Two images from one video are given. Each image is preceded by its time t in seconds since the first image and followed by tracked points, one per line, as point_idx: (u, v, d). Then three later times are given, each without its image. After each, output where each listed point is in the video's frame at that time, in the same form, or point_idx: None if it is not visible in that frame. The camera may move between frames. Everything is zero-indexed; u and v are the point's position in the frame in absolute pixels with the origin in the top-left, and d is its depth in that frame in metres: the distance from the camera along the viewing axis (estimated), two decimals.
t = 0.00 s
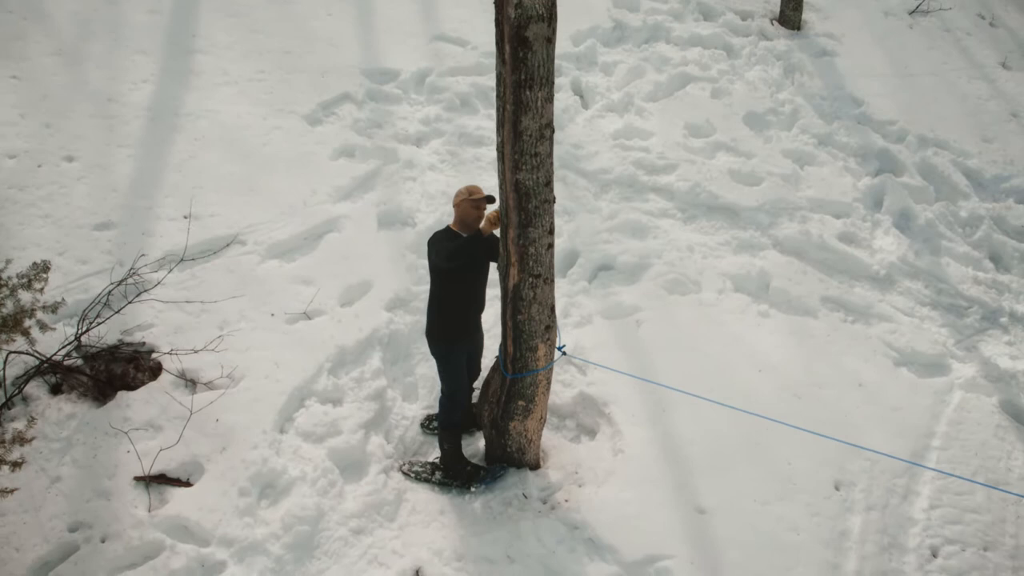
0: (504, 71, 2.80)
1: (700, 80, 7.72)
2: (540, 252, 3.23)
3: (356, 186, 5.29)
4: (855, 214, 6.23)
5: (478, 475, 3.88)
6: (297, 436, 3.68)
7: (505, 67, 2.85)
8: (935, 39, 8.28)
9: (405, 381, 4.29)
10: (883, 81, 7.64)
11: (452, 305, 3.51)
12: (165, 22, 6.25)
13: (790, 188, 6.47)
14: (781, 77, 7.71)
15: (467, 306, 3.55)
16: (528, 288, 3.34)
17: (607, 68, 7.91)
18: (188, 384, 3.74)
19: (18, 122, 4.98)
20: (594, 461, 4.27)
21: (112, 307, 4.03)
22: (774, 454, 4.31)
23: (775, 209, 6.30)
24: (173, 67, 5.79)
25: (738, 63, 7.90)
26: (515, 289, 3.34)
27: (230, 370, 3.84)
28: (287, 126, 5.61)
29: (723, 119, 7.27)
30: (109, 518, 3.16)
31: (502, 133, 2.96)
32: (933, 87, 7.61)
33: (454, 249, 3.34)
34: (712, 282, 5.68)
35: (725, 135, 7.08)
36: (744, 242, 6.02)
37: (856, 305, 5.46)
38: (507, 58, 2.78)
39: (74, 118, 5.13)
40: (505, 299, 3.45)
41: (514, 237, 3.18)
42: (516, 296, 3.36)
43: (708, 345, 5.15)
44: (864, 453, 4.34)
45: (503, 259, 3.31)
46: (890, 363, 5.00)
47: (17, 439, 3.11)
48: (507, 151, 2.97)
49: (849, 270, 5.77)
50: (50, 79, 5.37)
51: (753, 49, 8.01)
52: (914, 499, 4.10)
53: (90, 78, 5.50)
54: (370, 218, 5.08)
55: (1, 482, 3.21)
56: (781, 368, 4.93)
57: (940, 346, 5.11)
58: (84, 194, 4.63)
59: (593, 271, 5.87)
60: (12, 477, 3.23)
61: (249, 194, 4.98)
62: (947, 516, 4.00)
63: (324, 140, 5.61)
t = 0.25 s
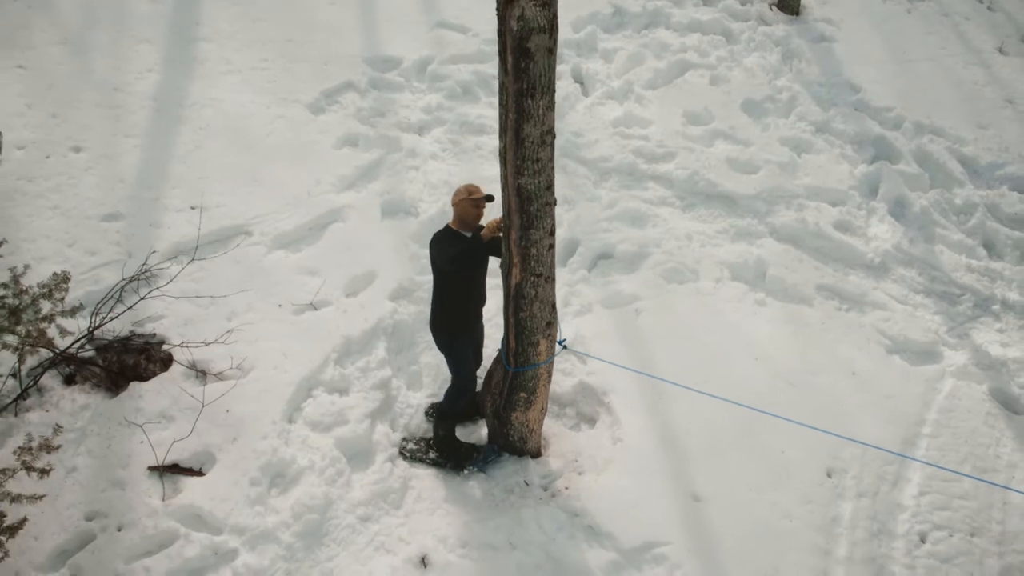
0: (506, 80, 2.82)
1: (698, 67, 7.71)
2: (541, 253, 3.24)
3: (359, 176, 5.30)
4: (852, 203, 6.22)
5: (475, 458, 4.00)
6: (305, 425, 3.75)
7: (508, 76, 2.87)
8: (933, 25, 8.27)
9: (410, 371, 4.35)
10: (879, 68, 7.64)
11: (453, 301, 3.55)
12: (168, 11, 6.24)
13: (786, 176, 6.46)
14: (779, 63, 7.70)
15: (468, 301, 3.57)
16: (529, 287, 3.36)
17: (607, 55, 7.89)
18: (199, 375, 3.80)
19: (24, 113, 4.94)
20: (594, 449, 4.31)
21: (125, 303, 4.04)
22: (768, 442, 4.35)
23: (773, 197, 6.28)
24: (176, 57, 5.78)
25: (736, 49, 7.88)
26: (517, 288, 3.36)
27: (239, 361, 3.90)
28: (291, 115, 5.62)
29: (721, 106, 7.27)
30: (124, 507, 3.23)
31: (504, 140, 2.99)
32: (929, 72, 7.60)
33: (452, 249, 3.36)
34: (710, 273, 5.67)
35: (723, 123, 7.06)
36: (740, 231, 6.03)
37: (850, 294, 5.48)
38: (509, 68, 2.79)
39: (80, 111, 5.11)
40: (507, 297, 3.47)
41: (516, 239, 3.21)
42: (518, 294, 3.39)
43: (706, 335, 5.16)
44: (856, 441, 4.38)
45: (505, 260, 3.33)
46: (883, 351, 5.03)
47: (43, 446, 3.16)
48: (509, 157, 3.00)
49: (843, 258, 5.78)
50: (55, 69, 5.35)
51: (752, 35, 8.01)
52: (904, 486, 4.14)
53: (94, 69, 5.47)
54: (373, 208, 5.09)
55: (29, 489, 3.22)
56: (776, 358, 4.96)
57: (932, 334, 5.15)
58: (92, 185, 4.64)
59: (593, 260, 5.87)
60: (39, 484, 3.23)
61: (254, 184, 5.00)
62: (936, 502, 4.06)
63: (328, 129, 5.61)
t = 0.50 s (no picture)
0: (508, 88, 2.81)
1: (698, 54, 7.72)
2: (543, 253, 3.25)
3: (363, 165, 5.32)
4: (846, 190, 6.23)
5: (476, 444, 4.07)
6: (313, 413, 3.83)
7: (511, 83, 2.86)
8: (933, 9, 8.22)
9: (414, 359, 4.39)
10: (877, 54, 7.63)
11: (453, 303, 3.53)
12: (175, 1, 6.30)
13: (782, 164, 6.50)
14: (777, 50, 7.72)
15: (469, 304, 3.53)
16: (532, 286, 3.36)
17: (607, 41, 7.88)
18: (209, 364, 3.88)
19: (33, 103, 5.10)
20: (593, 436, 4.34)
21: (138, 296, 4.09)
22: (762, 430, 4.37)
23: (768, 185, 6.31)
24: (183, 45, 5.86)
25: (734, 35, 7.90)
26: (519, 286, 3.36)
27: (248, 351, 3.97)
28: (296, 104, 5.65)
29: (719, 93, 7.29)
30: (141, 495, 3.32)
31: (507, 144, 2.98)
32: (927, 58, 7.57)
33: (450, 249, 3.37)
34: (707, 261, 5.67)
35: (721, 111, 7.09)
36: (737, 218, 6.03)
37: (844, 281, 5.46)
38: (512, 76, 2.79)
39: (88, 99, 5.25)
40: (508, 294, 3.47)
41: (518, 239, 3.21)
42: (520, 292, 3.39)
43: (703, 324, 5.17)
44: (848, 427, 4.39)
45: (507, 258, 3.33)
46: (875, 338, 5.01)
47: (70, 450, 3.00)
48: (512, 159, 2.99)
49: (835, 244, 5.79)
50: (64, 57, 5.50)
51: (751, 21, 8.03)
52: (894, 472, 4.14)
53: (102, 58, 5.59)
54: (378, 197, 5.11)
55: (58, 491, 3.31)
56: (771, 346, 4.96)
57: (924, 321, 5.13)
58: (101, 174, 4.76)
59: (593, 248, 5.87)
60: (68, 485, 3.33)
61: (260, 174, 5.04)
62: (925, 487, 4.05)
63: (332, 117, 5.64)
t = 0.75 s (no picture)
0: (511, 96, 2.83)
1: (697, 42, 7.71)
2: (544, 251, 3.30)
3: (366, 155, 5.33)
4: (842, 179, 6.21)
5: (480, 433, 4.14)
6: (321, 403, 3.91)
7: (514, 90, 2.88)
8: None
9: (419, 349, 4.44)
10: (875, 42, 7.62)
11: (449, 306, 3.55)
12: None
13: (779, 153, 6.47)
14: (776, 37, 7.69)
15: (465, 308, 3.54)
16: (534, 283, 3.42)
17: (607, 30, 7.86)
18: (219, 355, 3.95)
19: (41, 95, 5.12)
20: (593, 425, 4.41)
21: (151, 291, 4.15)
22: (757, 417, 4.41)
23: (766, 173, 6.28)
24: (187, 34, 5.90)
25: (733, 23, 7.88)
26: (521, 283, 3.42)
27: (257, 342, 4.06)
28: (301, 95, 5.69)
29: (718, 82, 7.28)
30: (155, 484, 3.44)
31: (510, 148, 3.01)
32: (923, 45, 7.57)
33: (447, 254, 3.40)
34: (704, 250, 5.67)
35: (720, 99, 7.07)
36: (735, 207, 6.02)
37: (838, 271, 5.46)
38: (515, 85, 2.80)
39: (96, 90, 5.28)
40: (511, 293, 3.54)
41: (521, 238, 3.26)
42: (522, 289, 3.45)
43: (700, 312, 5.19)
44: (840, 415, 4.41)
45: (509, 256, 3.39)
46: (868, 326, 5.03)
47: (94, 451, 3.38)
48: (514, 162, 3.02)
49: (828, 232, 5.79)
50: (69, 48, 5.51)
51: (751, 7, 8.00)
52: (885, 459, 4.16)
53: (106, 48, 5.61)
54: (382, 187, 5.14)
55: (84, 491, 3.37)
56: (766, 334, 4.98)
57: (917, 310, 5.12)
58: (111, 165, 4.80)
59: (592, 238, 5.86)
60: (94, 485, 3.40)
61: (266, 165, 5.09)
62: (915, 474, 4.08)
63: (336, 107, 5.66)
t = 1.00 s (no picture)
0: (513, 102, 2.88)
1: (696, 30, 7.71)
2: (545, 248, 3.34)
3: (369, 145, 5.39)
4: (836, 166, 6.27)
5: (481, 423, 4.22)
6: (329, 391, 4.03)
7: (516, 96, 2.93)
8: None
9: (425, 336, 4.50)
10: (873, 29, 7.63)
11: (448, 310, 3.63)
12: None
13: (775, 141, 6.52)
14: (774, 23, 7.69)
15: (463, 312, 3.61)
16: (535, 278, 3.47)
17: (607, 17, 7.85)
18: (229, 344, 4.10)
19: (51, 85, 5.36)
20: (593, 411, 4.48)
21: (164, 284, 4.29)
22: (751, 404, 4.51)
23: (763, 161, 6.33)
24: (193, 26, 6.10)
25: (732, 10, 7.89)
26: (523, 278, 3.48)
27: (266, 332, 4.20)
28: (306, 85, 5.79)
29: (716, 69, 7.30)
30: (170, 470, 3.57)
31: (512, 150, 3.06)
32: (920, 33, 7.60)
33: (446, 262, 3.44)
34: (702, 238, 5.73)
35: (718, 87, 7.10)
36: (731, 195, 6.07)
37: (832, 258, 5.54)
38: (517, 92, 2.85)
39: (106, 81, 5.49)
40: (513, 285, 3.60)
41: (523, 235, 3.31)
42: (524, 284, 3.51)
43: (697, 301, 5.26)
44: (831, 401, 4.51)
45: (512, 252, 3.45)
46: (861, 314, 5.12)
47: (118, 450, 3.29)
48: (517, 164, 3.07)
49: (820, 219, 5.86)
50: (81, 40, 5.78)
51: None
52: (874, 444, 4.27)
53: (116, 39, 5.85)
54: (386, 177, 5.19)
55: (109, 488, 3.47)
56: (762, 322, 5.06)
57: (909, 297, 5.21)
58: (121, 155, 4.98)
59: (593, 225, 5.87)
60: (117, 483, 3.48)
61: (273, 156, 5.20)
62: (904, 458, 4.19)
63: (341, 97, 5.73)
